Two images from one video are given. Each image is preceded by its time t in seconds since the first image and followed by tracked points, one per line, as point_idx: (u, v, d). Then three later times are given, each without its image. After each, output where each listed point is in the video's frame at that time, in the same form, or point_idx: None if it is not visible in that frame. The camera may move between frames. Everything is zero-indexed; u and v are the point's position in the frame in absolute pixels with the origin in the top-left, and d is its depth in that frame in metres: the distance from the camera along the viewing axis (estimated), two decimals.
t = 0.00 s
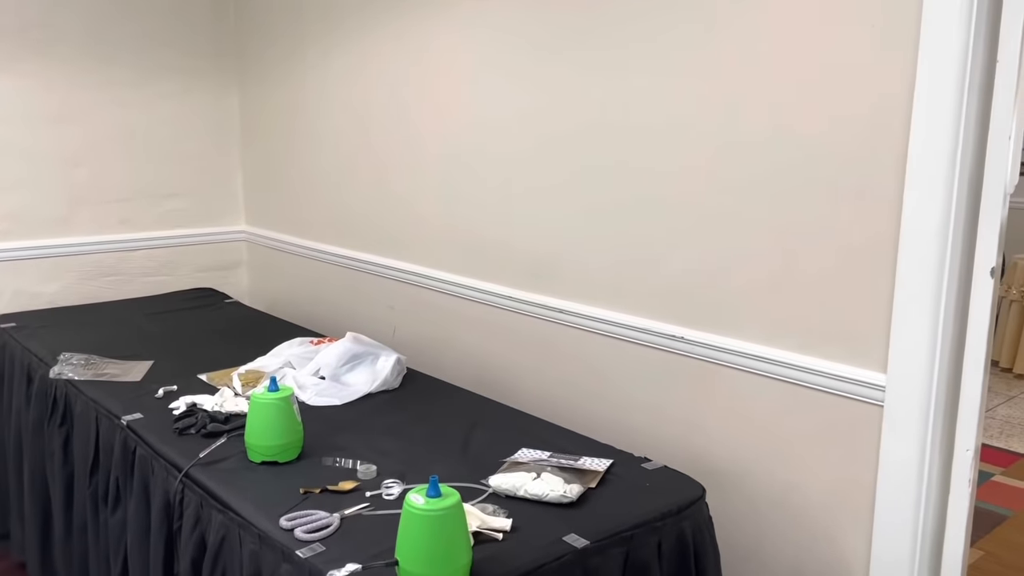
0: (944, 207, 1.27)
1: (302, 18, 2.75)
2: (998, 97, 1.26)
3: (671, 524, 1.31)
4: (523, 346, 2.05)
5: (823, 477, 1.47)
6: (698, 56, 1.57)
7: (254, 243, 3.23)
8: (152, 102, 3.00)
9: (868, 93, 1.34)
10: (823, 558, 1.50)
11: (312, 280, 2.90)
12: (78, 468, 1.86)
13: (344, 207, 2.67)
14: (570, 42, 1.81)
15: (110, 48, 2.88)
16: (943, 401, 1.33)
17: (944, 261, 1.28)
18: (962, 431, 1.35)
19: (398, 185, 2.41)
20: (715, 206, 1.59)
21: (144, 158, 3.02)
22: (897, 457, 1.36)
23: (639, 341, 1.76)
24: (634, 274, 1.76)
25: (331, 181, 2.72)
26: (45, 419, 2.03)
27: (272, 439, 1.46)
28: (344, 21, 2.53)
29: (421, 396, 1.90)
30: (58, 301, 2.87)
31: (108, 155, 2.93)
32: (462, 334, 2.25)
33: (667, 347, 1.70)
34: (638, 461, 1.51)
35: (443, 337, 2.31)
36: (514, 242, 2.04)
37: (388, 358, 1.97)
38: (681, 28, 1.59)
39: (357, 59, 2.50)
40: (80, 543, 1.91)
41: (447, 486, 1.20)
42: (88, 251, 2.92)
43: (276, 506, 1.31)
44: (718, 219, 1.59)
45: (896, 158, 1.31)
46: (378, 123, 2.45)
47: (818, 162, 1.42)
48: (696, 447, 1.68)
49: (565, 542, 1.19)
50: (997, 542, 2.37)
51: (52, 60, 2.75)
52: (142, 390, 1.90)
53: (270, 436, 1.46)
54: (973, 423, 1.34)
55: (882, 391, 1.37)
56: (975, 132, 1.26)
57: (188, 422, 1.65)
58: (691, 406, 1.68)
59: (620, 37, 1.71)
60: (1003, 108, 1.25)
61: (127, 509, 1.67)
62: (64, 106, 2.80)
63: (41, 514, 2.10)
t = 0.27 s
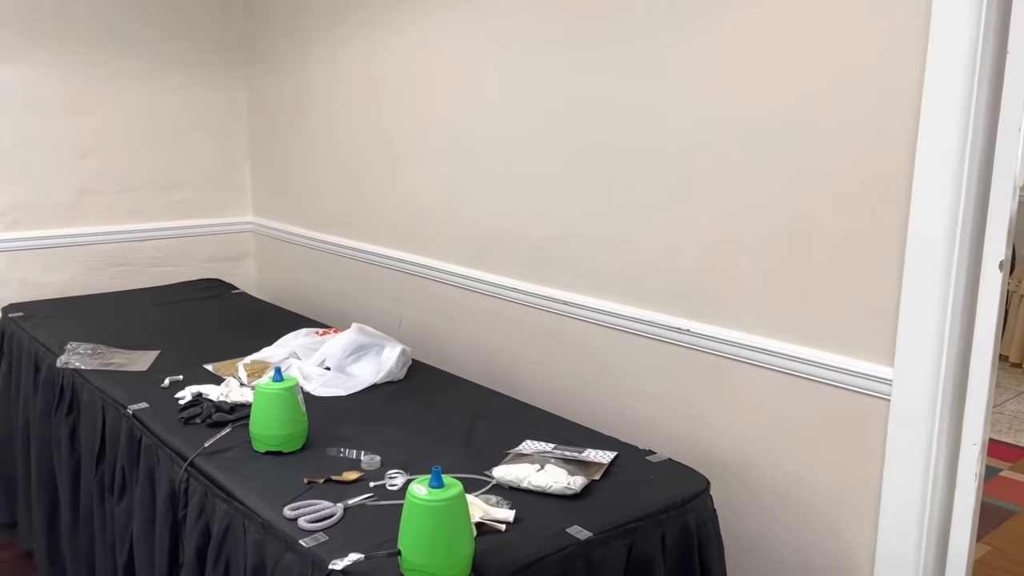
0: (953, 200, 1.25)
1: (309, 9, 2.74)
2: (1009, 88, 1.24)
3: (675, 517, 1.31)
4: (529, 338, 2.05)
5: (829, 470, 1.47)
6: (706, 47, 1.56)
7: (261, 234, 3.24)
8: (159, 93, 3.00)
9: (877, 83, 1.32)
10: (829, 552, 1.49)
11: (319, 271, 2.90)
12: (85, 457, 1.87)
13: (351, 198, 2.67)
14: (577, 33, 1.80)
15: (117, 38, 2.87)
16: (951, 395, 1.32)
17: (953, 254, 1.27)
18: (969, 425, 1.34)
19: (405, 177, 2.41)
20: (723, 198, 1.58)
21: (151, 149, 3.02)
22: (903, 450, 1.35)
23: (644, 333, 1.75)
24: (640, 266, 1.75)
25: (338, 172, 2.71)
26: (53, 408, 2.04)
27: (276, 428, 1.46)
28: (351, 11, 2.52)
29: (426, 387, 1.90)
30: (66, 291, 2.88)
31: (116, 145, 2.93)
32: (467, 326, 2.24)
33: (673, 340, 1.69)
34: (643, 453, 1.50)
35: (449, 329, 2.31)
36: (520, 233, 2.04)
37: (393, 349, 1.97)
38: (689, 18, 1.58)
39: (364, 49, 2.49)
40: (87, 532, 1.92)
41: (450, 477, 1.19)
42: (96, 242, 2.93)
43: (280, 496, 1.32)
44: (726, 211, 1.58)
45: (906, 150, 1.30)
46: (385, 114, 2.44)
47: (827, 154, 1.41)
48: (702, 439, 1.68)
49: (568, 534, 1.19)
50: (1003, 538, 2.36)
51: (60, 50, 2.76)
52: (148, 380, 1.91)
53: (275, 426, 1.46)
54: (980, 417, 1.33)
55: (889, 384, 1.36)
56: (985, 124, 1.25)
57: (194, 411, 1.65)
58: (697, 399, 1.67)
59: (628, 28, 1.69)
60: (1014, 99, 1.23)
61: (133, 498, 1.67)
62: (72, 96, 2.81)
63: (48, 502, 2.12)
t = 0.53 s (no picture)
0: (958, 194, 1.24)
1: None
2: (1015, 79, 1.23)
3: (675, 510, 1.30)
4: (531, 331, 2.05)
5: (831, 465, 1.46)
6: (710, 38, 1.54)
7: (265, 226, 3.24)
8: (163, 84, 3.00)
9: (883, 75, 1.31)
10: (830, 547, 1.49)
11: (322, 263, 2.90)
12: (87, 447, 1.88)
13: (355, 190, 2.66)
14: (581, 24, 1.79)
15: (121, 29, 2.87)
16: (954, 389, 1.31)
17: (957, 248, 1.25)
18: (973, 420, 1.33)
19: (408, 169, 2.40)
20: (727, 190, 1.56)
21: (155, 140, 3.02)
22: (906, 444, 1.34)
23: (647, 326, 1.74)
24: (643, 259, 1.75)
25: (341, 164, 2.71)
26: (55, 398, 2.05)
27: (277, 419, 1.46)
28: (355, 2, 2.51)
29: (428, 379, 1.90)
30: (71, 281, 2.89)
31: (120, 136, 2.93)
32: (470, 319, 2.24)
33: (675, 333, 1.69)
34: (644, 446, 1.50)
35: (451, 321, 2.31)
36: (523, 226, 2.03)
37: (396, 341, 1.97)
38: (694, 9, 1.56)
39: (367, 41, 2.48)
40: (89, 522, 1.92)
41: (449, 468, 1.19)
42: (100, 233, 2.93)
43: (279, 487, 1.32)
44: (730, 204, 1.56)
45: (911, 142, 1.29)
46: (389, 105, 2.44)
47: (831, 146, 1.39)
48: (704, 433, 1.67)
49: (568, 526, 1.19)
50: (1008, 534, 2.35)
51: (64, 41, 2.75)
52: (150, 371, 1.91)
53: (275, 417, 1.46)
54: (983, 412, 1.31)
55: (892, 378, 1.35)
56: (991, 116, 1.23)
57: (195, 402, 1.65)
58: (699, 392, 1.67)
59: (632, 19, 1.68)
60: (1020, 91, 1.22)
61: (134, 488, 1.68)
62: (76, 87, 2.81)
63: (52, 491, 2.12)
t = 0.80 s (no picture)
0: (962, 190, 1.23)
1: None
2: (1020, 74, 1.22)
3: (676, 506, 1.30)
4: (533, 326, 2.04)
5: (833, 461, 1.45)
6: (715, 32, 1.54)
7: (268, 220, 3.23)
8: (167, 78, 2.99)
9: (888, 69, 1.30)
10: (832, 543, 1.48)
11: (325, 257, 2.90)
12: (89, 440, 1.88)
13: (358, 184, 2.65)
14: (585, 17, 1.78)
15: (125, 22, 2.86)
16: (957, 386, 1.30)
17: (961, 244, 1.25)
18: (975, 417, 1.32)
19: (411, 163, 2.39)
20: (730, 185, 1.56)
21: (159, 133, 3.02)
22: (908, 441, 1.34)
23: (649, 322, 1.74)
24: (645, 254, 1.74)
25: (344, 158, 2.70)
26: (58, 391, 2.05)
27: (278, 413, 1.46)
28: None
29: (429, 374, 1.90)
30: (74, 274, 2.89)
31: (123, 129, 2.93)
32: (472, 313, 2.24)
33: (677, 328, 1.68)
34: (645, 442, 1.49)
35: (453, 316, 2.30)
36: (526, 220, 2.02)
37: (397, 335, 1.97)
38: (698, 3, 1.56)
39: (371, 34, 2.48)
40: (91, 514, 1.93)
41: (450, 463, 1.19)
42: (103, 226, 2.93)
43: (280, 481, 1.32)
44: (733, 199, 1.56)
45: (915, 137, 1.28)
46: (392, 99, 2.43)
47: (836, 141, 1.38)
48: (706, 429, 1.66)
49: (568, 521, 1.19)
50: (1010, 531, 2.34)
51: (67, 33, 2.75)
52: (152, 364, 1.91)
53: (276, 411, 1.46)
54: (986, 409, 1.31)
55: (894, 375, 1.34)
56: (996, 111, 1.22)
57: (197, 395, 1.66)
58: (701, 388, 1.66)
59: (636, 13, 1.67)
60: None
61: (136, 481, 1.68)
62: (80, 80, 2.80)
63: (54, 484, 2.13)
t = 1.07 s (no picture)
0: (968, 191, 1.23)
1: None
2: None
3: (681, 506, 1.30)
4: (537, 324, 2.04)
5: (838, 461, 1.45)
6: (720, 31, 1.53)
7: (272, 217, 3.24)
8: (171, 74, 2.99)
9: (895, 69, 1.29)
10: (836, 543, 1.48)
11: (329, 254, 2.90)
12: (94, 437, 1.88)
13: (362, 181, 2.65)
14: (590, 15, 1.77)
15: (129, 18, 2.86)
16: (962, 387, 1.30)
17: (967, 245, 1.24)
18: (981, 418, 1.32)
19: (415, 160, 2.39)
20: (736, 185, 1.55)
21: (163, 130, 3.02)
22: (913, 442, 1.33)
23: (653, 321, 1.74)
24: (650, 253, 1.74)
25: (348, 155, 2.70)
26: (62, 387, 2.06)
27: (283, 411, 1.46)
28: None
29: (433, 372, 1.89)
30: (78, 271, 2.90)
31: (127, 126, 2.93)
32: (476, 311, 2.24)
33: (681, 328, 1.68)
34: (650, 441, 1.49)
35: (458, 314, 2.30)
36: (530, 219, 2.02)
37: (402, 333, 1.97)
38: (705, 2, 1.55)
39: (375, 31, 2.47)
40: (96, 510, 1.94)
41: (455, 462, 1.19)
42: (107, 222, 2.93)
43: (285, 479, 1.32)
44: (739, 199, 1.55)
45: (921, 137, 1.27)
46: (396, 97, 2.43)
47: (844, 141, 1.38)
48: (711, 428, 1.66)
49: (573, 521, 1.19)
50: (1014, 531, 2.34)
51: (71, 29, 2.75)
52: (157, 361, 1.91)
53: (281, 410, 1.46)
54: (992, 410, 1.30)
55: (899, 375, 1.34)
56: (1004, 111, 1.21)
57: (201, 393, 1.66)
58: (706, 388, 1.66)
59: (641, 11, 1.67)
60: None
61: (141, 479, 1.68)
62: (84, 76, 2.80)
63: (58, 480, 2.14)
